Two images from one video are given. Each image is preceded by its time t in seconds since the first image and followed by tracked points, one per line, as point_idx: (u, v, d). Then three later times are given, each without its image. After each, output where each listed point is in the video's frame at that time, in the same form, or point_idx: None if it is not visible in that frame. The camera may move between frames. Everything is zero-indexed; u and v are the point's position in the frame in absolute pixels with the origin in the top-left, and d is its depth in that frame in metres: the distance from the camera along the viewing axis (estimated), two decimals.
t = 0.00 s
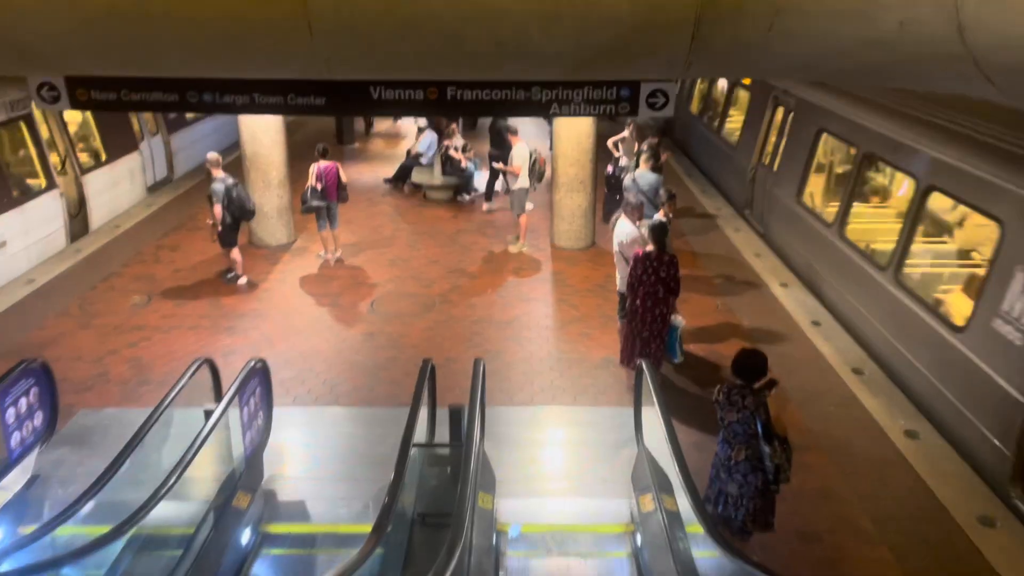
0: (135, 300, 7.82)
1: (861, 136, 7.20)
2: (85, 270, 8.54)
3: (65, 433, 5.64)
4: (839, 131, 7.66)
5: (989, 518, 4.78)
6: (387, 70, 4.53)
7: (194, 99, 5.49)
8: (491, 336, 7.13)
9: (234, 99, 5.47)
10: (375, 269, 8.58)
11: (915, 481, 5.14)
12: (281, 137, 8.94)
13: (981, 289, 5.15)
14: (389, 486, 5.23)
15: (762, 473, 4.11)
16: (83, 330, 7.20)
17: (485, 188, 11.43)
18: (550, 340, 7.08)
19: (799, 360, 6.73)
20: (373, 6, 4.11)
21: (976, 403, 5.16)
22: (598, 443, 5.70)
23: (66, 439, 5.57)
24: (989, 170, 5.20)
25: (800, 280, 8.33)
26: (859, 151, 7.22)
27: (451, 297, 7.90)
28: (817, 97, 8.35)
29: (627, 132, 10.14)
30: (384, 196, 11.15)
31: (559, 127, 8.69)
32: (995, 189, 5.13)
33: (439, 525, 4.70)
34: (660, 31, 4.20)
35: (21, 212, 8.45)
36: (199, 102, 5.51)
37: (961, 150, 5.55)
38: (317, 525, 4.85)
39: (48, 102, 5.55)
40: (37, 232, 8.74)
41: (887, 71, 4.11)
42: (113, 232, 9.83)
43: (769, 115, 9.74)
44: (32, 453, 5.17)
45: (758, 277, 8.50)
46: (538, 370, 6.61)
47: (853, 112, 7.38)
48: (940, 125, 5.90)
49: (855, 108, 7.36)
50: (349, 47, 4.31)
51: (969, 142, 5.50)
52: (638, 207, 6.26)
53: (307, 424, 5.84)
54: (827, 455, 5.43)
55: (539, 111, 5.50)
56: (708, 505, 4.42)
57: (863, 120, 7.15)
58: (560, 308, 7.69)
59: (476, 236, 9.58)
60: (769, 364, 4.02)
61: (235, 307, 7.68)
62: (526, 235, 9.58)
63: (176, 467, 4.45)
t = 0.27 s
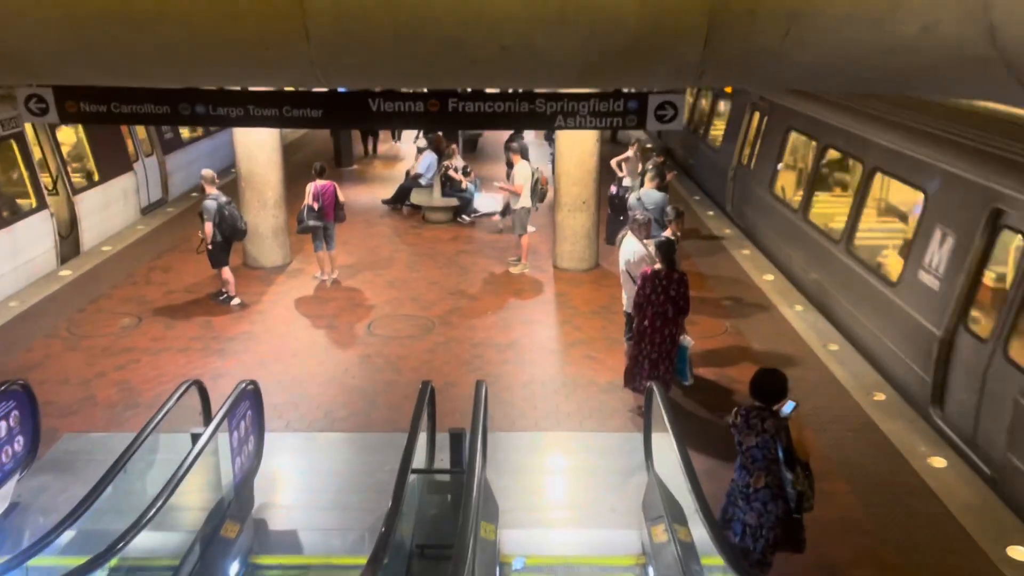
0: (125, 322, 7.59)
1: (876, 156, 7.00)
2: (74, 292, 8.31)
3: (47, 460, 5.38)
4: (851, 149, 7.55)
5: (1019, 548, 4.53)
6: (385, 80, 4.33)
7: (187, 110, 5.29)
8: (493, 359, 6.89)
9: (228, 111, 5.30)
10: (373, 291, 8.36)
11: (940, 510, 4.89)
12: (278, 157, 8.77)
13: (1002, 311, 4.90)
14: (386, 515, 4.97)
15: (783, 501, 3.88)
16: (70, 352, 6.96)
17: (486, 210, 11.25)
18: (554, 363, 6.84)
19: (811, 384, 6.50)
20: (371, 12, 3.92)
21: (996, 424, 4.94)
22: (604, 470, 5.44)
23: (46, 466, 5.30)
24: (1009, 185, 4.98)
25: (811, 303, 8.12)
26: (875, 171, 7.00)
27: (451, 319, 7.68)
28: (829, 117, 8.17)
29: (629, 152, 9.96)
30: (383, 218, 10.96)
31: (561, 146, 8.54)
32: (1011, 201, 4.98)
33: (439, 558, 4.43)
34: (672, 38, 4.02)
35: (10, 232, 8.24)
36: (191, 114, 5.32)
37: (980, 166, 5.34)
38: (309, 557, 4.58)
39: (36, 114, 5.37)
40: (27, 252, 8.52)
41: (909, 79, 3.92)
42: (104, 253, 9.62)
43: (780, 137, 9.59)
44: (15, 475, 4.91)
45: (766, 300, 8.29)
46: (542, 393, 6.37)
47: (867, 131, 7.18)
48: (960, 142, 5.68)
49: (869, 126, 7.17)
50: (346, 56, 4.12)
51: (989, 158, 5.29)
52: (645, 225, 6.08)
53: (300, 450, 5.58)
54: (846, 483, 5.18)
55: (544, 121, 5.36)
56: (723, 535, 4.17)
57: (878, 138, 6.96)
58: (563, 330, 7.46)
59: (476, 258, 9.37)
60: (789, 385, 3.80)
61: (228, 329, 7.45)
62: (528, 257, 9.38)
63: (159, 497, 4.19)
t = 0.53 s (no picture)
0: (128, 341, 7.51)
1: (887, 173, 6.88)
2: (77, 311, 8.23)
3: (44, 482, 5.27)
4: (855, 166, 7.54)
5: None
6: (390, 94, 4.29)
7: (191, 127, 5.23)
8: (499, 378, 6.79)
9: (233, 127, 5.27)
10: (378, 310, 8.28)
11: (959, 533, 4.77)
12: (284, 175, 8.72)
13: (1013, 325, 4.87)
14: (390, 539, 4.85)
15: (801, 524, 3.81)
16: (72, 372, 6.87)
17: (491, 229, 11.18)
18: (562, 383, 6.73)
19: (824, 404, 6.38)
20: (376, 25, 3.88)
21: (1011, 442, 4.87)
22: (613, 492, 5.32)
23: (43, 489, 5.20)
24: None
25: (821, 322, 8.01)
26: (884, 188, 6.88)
27: (456, 338, 7.59)
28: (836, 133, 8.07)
29: (636, 171, 9.90)
30: (388, 237, 10.90)
31: (567, 164, 8.49)
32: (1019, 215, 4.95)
33: None
34: (681, 50, 3.98)
35: (14, 251, 8.19)
36: (195, 131, 5.26)
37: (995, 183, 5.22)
38: None
39: (39, 130, 5.32)
40: (30, 271, 8.47)
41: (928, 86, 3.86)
42: (108, 272, 9.56)
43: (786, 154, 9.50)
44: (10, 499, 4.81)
45: (775, 319, 8.18)
46: (549, 414, 6.27)
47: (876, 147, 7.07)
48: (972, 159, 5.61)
49: (879, 142, 7.06)
50: (351, 68, 4.08)
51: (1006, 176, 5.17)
52: (653, 243, 6.00)
53: (303, 472, 5.48)
54: (863, 507, 5.05)
55: (550, 138, 5.29)
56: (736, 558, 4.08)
57: (888, 154, 6.85)
58: (570, 350, 7.36)
59: (482, 277, 9.29)
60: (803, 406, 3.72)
61: (232, 348, 7.36)
62: (534, 276, 9.30)
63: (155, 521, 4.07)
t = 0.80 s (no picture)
0: (125, 369, 7.35)
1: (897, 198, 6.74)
2: (75, 339, 8.09)
3: (33, 514, 5.09)
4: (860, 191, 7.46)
5: None
6: (393, 112, 4.17)
7: (190, 148, 5.11)
8: (504, 406, 6.61)
9: (232, 149, 5.13)
10: (381, 337, 8.12)
11: (988, 569, 4.55)
12: (286, 201, 8.63)
13: None
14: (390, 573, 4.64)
15: (823, 560, 3.65)
16: (67, 400, 6.71)
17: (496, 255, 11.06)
18: (568, 412, 6.55)
19: (840, 434, 6.18)
20: (379, 41, 3.76)
21: None
22: (623, 525, 5.12)
23: (32, 521, 5.02)
24: None
25: (833, 350, 7.81)
26: (900, 215, 6.66)
27: (461, 365, 7.43)
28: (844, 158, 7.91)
29: (643, 197, 9.77)
30: (392, 264, 10.78)
31: (573, 190, 8.39)
32: None
33: None
34: (693, 66, 3.87)
35: (13, 277, 8.07)
36: (194, 152, 5.14)
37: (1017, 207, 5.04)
38: None
39: (35, 152, 5.22)
40: (28, 298, 8.34)
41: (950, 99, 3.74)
42: (108, 299, 9.44)
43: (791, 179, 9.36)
44: None
45: (787, 347, 8.01)
46: (555, 444, 6.07)
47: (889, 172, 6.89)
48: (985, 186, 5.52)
49: (891, 167, 6.88)
50: (353, 86, 3.97)
51: None
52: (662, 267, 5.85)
53: (301, 503, 5.29)
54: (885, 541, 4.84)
55: (556, 159, 5.16)
56: None
57: (900, 179, 6.67)
58: (577, 378, 7.19)
59: (487, 304, 9.14)
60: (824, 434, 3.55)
61: (232, 375, 7.21)
62: (539, 302, 9.15)
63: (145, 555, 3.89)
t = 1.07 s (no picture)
0: (117, 399, 7.17)
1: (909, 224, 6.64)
2: (67, 368, 7.92)
3: (11, 549, 4.88)
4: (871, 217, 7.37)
5: None
6: (387, 127, 4.06)
7: (182, 169, 4.99)
8: (505, 437, 6.40)
9: (225, 170, 5.01)
10: (380, 367, 7.94)
11: None
12: (285, 228, 8.50)
13: None
14: None
15: None
16: (55, 431, 6.52)
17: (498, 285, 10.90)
18: (571, 444, 6.33)
19: (853, 467, 5.94)
20: (374, 52, 3.66)
21: None
22: (628, 562, 4.88)
23: (10, 556, 4.80)
24: None
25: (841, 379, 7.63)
26: (911, 240, 6.56)
27: (461, 395, 7.23)
28: (853, 188, 7.90)
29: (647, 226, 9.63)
30: (393, 293, 10.62)
31: (577, 217, 8.25)
32: None
33: None
34: (698, 79, 3.73)
35: (6, 305, 7.92)
36: (187, 173, 5.01)
37: None
38: None
39: (24, 174, 5.10)
40: (21, 326, 8.18)
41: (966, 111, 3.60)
42: (104, 328, 9.29)
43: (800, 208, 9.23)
44: None
45: (796, 377, 7.79)
46: (558, 476, 5.84)
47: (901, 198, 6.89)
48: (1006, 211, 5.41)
49: (902, 194, 6.84)
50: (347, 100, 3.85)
51: None
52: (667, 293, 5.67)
53: (291, 537, 5.06)
54: None
55: (557, 181, 5.02)
56: None
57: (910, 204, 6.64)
58: (581, 408, 6.98)
59: (489, 333, 8.96)
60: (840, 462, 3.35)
61: (225, 405, 7.01)
62: (542, 332, 8.96)
63: None
